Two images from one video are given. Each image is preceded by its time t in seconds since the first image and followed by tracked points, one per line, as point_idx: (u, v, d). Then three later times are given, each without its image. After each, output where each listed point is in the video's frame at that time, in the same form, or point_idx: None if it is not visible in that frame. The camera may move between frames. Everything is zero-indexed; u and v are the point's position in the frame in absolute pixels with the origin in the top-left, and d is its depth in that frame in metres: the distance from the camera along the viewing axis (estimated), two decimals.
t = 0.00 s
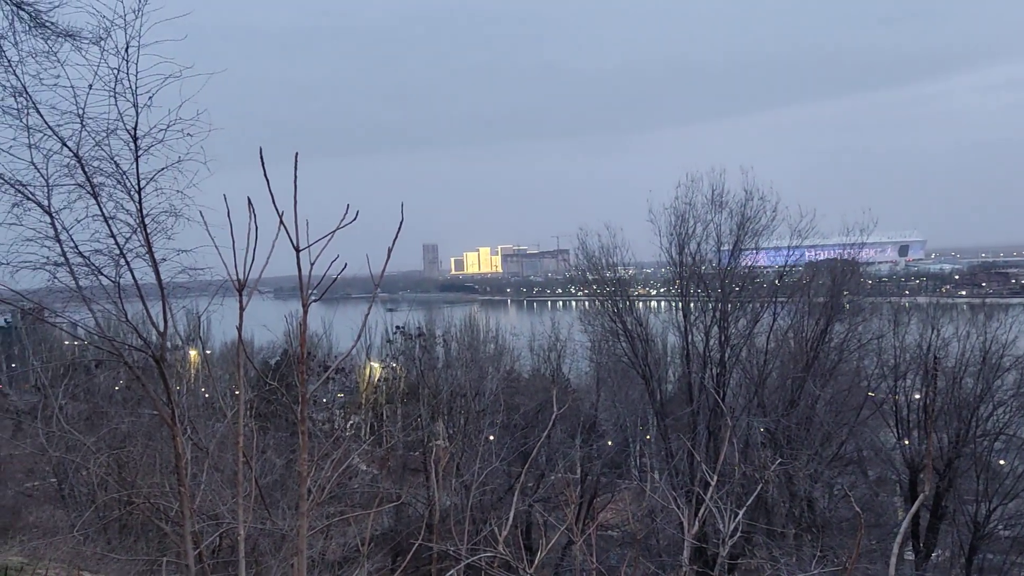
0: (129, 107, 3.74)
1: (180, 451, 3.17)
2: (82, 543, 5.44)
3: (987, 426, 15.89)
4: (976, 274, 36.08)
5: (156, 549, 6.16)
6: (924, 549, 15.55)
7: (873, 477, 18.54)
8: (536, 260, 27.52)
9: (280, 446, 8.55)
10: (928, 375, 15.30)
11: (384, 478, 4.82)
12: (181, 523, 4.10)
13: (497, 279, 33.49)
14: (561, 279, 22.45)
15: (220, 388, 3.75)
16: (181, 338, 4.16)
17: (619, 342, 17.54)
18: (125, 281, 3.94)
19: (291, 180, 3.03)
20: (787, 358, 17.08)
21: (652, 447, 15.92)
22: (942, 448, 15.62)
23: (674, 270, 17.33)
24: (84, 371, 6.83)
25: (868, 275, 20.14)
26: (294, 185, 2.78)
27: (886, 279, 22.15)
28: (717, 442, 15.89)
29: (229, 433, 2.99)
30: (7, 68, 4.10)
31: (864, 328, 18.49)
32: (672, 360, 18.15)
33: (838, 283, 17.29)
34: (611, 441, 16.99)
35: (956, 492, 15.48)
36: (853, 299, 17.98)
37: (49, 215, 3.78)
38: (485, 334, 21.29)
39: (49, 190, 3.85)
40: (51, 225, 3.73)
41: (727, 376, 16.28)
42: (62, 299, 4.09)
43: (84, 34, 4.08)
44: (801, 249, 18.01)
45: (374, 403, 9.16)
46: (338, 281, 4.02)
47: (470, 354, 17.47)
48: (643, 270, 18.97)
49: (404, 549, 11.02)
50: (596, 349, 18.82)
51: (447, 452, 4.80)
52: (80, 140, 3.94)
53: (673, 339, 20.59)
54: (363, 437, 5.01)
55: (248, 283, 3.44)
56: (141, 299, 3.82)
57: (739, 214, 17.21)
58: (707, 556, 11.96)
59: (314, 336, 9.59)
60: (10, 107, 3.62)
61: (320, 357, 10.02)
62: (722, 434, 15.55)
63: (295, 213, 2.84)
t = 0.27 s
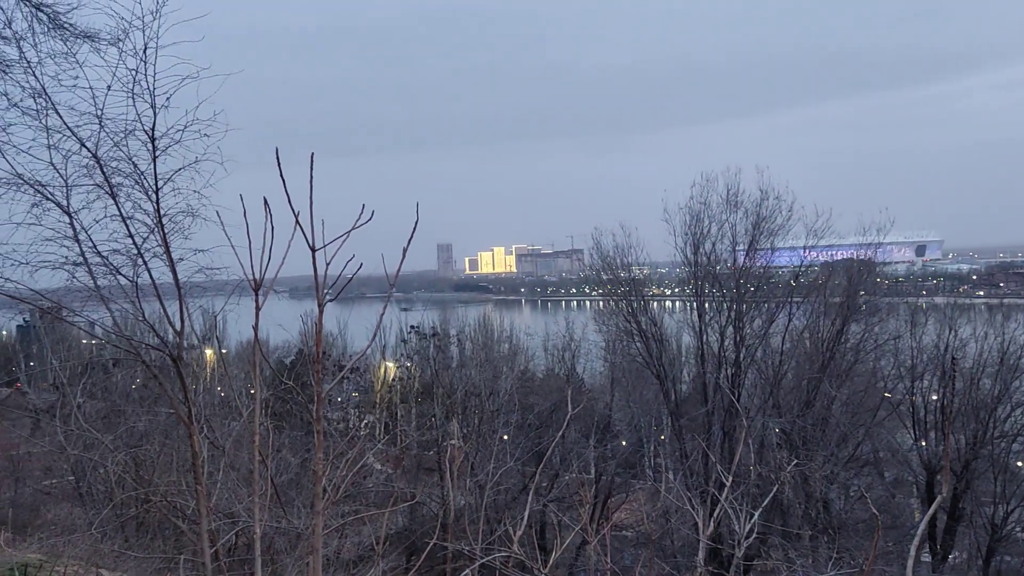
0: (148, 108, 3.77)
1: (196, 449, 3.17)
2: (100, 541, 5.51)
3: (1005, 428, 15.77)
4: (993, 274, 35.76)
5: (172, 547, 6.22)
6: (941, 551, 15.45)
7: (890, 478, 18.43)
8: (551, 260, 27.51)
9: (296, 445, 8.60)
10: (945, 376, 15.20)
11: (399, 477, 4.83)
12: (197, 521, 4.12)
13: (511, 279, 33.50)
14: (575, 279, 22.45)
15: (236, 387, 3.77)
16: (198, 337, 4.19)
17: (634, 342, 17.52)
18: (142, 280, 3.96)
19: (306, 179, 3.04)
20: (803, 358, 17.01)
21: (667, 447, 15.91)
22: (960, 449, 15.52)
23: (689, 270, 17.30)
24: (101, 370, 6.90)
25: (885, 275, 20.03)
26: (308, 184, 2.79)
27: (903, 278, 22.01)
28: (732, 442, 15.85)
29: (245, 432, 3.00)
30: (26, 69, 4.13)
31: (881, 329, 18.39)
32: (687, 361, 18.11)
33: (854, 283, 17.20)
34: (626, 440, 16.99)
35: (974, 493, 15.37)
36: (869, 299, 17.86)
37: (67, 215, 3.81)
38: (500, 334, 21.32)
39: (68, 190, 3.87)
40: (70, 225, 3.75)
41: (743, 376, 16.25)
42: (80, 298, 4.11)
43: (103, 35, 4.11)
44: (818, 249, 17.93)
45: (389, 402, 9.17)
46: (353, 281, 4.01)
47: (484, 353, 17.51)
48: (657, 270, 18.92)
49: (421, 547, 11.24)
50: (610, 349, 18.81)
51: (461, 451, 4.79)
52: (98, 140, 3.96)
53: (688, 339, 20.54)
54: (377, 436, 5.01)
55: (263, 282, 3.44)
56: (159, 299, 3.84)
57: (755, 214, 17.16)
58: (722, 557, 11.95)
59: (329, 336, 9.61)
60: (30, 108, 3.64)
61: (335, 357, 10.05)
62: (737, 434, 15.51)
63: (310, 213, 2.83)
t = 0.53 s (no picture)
0: (165, 109, 3.78)
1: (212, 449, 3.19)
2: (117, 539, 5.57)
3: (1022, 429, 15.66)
4: (1011, 274, 35.46)
5: (187, 546, 6.27)
6: (957, 554, 15.37)
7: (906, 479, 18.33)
8: (564, 260, 27.48)
9: (310, 445, 8.63)
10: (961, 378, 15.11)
11: (413, 477, 4.83)
12: (212, 519, 4.14)
13: (524, 279, 33.50)
14: (589, 279, 22.45)
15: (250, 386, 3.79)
16: (213, 337, 4.20)
17: (648, 343, 17.54)
18: (158, 280, 3.98)
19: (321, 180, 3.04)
20: (818, 359, 16.95)
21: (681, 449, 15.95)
22: (976, 451, 15.43)
23: (703, 270, 17.29)
24: (117, 370, 6.97)
25: (901, 275, 19.91)
26: (322, 184, 2.79)
27: (919, 279, 21.88)
28: (747, 443, 15.83)
29: (259, 431, 3.02)
30: (43, 69, 4.15)
31: (897, 329, 18.29)
32: (701, 361, 18.10)
33: (870, 284, 17.12)
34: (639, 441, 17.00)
35: (990, 496, 15.29)
36: (886, 300, 17.65)
37: (84, 215, 3.82)
38: (513, 334, 21.37)
39: (85, 189, 3.89)
40: (87, 224, 3.77)
41: (757, 377, 16.22)
42: (97, 297, 4.13)
43: (121, 37, 4.13)
44: (833, 249, 17.88)
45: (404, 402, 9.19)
46: (369, 280, 4.01)
47: (498, 354, 17.55)
48: (671, 269, 18.76)
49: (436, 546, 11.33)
50: (624, 349, 18.84)
51: (474, 451, 4.73)
52: (114, 140, 3.97)
53: (702, 339, 20.49)
54: (392, 436, 5.00)
55: (278, 282, 3.44)
56: (174, 298, 3.85)
57: (769, 214, 17.12)
58: (737, 559, 11.93)
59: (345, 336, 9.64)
60: (48, 108, 3.66)
61: (349, 356, 10.08)
62: (752, 435, 15.49)
63: (325, 213, 2.82)
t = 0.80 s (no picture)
0: (182, 110, 3.81)
1: (227, 449, 3.20)
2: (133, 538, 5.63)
3: None
4: None
5: (202, 545, 6.32)
6: (973, 557, 15.28)
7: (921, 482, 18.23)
8: (577, 261, 27.44)
9: (324, 445, 8.67)
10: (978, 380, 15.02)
11: (427, 477, 4.84)
12: (228, 519, 4.16)
13: (536, 279, 33.50)
14: (601, 280, 22.46)
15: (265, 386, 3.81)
16: (229, 336, 4.23)
17: (661, 344, 17.54)
18: (174, 280, 4.00)
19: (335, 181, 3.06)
20: (832, 361, 16.94)
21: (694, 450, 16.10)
22: (992, 454, 15.34)
23: (716, 270, 17.29)
24: (131, 369, 7.03)
25: (917, 276, 19.81)
26: (336, 185, 2.80)
27: (935, 280, 21.77)
28: (761, 445, 15.81)
29: (274, 432, 3.04)
30: (61, 71, 4.19)
31: (912, 331, 18.20)
32: (714, 362, 18.08)
33: (885, 285, 17.07)
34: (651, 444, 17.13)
35: (1007, 499, 15.19)
36: (900, 301, 17.67)
37: (101, 216, 3.85)
38: (526, 334, 21.42)
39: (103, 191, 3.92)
40: (104, 225, 3.80)
41: (771, 379, 16.20)
42: (114, 298, 4.16)
43: (137, 38, 4.17)
44: (847, 250, 17.82)
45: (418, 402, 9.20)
46: (383, 281, 4.02)
47: (510, 355, 17.61)
48: (684, 271, 18.80)
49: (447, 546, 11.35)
50: (637, 350, 18.85)
51: (488, 451, 4.70)
52: (131, 141, 4.00)
53: (715, 341, 20.44)
54: (405, 435, 5.00)
55: (293, 283, 3.45)
56: (190, 298, 3.88)
57: (783, 215, 17.10)
58: (751, 561, 11.93)
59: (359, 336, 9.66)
60: (66, 109, 3.69)
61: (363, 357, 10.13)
62: (766, 437, 15.47)
63: (340, 213, 2.79)
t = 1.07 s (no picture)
0: (197, 111, 3.82)
1: (240, 449, 3.20)
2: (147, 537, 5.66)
3: None
4: None
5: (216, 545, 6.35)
6: (990, 560, 15.18)
7: (937, 484, 18.10)
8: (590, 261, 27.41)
9: (336, 445, 8.69)
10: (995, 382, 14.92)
11: (440, 477, 4.84)
12: (242, 518, 4.16)
13: (548, 279, 33.46)
14: (614, 280, 22.45)
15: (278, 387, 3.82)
16: (243, 337, 4.24)
17: (674, 344, 17.53)
18: (190, 281, 4.02)
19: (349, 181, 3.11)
20: (847, 362, 16.92)
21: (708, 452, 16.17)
22: (1009, 457, 15.23)
23: (730, 271, 17.30)
24: (146, 369, 7.08)
25: (934, 278, 19.68)
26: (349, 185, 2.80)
27: (952, 281, 21.62)
28: (775, 447, 15.80)
29: (288, 432, 3.04)
30: (79, 73, 4.21)
31: (928, 332, 18.08)
32: (728, 363, 18.05)
33: (901, 286, 16.99)
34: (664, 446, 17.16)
35: None
36: (916, 303, 17.56)
37: (117, 217, 3.87)
38: (539, 335, 21.44)
39: (118, 191, 3.94)
40: (120, 226, 3.82)
41: (786, 380, 16.18)
42: (130, 298, 4.18)
43: (155, 41, 4.19)
44: (863, 251, 17.74)
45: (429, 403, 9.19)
46: (397, 281, 4.02)
47: (523, 355, 17.64)
48: (698, 271, 18.79)
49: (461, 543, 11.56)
50: (650, 351, 18.83)
51: (501, 451, 4.65)
52: (147, 143, 4.02)
53: (729, 342, 20.38)
54: (418, 436, 4.98)
55: (306, 283, 3.45)
56: (205, 298, 3.89)
57: (798, 215, 17.07)
58: (765, 563, 11.90)
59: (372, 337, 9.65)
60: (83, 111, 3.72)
61: (376, 358, 10.15)
62: (781, 439, 15.46)
63: (353, 213, 2.75)
